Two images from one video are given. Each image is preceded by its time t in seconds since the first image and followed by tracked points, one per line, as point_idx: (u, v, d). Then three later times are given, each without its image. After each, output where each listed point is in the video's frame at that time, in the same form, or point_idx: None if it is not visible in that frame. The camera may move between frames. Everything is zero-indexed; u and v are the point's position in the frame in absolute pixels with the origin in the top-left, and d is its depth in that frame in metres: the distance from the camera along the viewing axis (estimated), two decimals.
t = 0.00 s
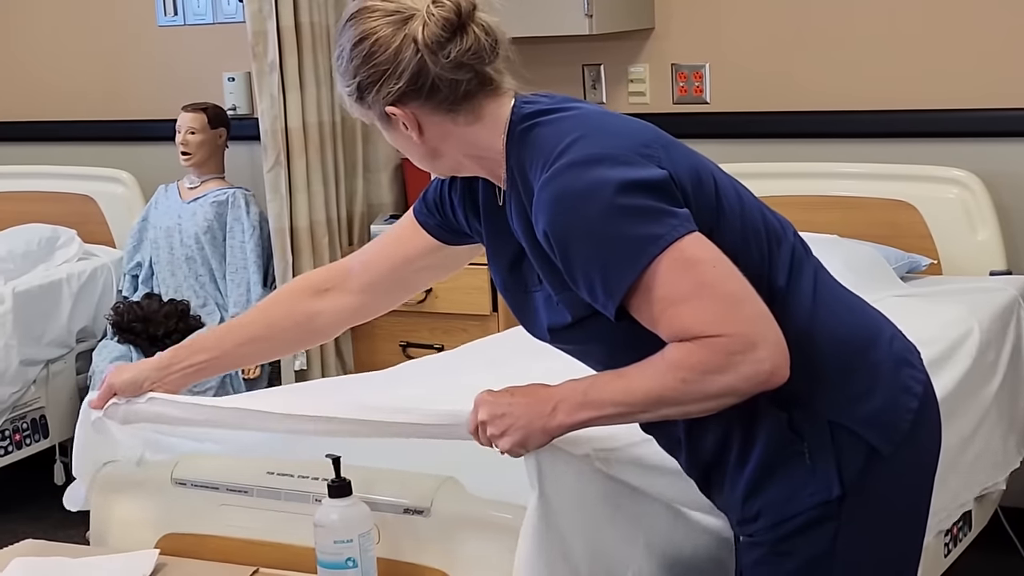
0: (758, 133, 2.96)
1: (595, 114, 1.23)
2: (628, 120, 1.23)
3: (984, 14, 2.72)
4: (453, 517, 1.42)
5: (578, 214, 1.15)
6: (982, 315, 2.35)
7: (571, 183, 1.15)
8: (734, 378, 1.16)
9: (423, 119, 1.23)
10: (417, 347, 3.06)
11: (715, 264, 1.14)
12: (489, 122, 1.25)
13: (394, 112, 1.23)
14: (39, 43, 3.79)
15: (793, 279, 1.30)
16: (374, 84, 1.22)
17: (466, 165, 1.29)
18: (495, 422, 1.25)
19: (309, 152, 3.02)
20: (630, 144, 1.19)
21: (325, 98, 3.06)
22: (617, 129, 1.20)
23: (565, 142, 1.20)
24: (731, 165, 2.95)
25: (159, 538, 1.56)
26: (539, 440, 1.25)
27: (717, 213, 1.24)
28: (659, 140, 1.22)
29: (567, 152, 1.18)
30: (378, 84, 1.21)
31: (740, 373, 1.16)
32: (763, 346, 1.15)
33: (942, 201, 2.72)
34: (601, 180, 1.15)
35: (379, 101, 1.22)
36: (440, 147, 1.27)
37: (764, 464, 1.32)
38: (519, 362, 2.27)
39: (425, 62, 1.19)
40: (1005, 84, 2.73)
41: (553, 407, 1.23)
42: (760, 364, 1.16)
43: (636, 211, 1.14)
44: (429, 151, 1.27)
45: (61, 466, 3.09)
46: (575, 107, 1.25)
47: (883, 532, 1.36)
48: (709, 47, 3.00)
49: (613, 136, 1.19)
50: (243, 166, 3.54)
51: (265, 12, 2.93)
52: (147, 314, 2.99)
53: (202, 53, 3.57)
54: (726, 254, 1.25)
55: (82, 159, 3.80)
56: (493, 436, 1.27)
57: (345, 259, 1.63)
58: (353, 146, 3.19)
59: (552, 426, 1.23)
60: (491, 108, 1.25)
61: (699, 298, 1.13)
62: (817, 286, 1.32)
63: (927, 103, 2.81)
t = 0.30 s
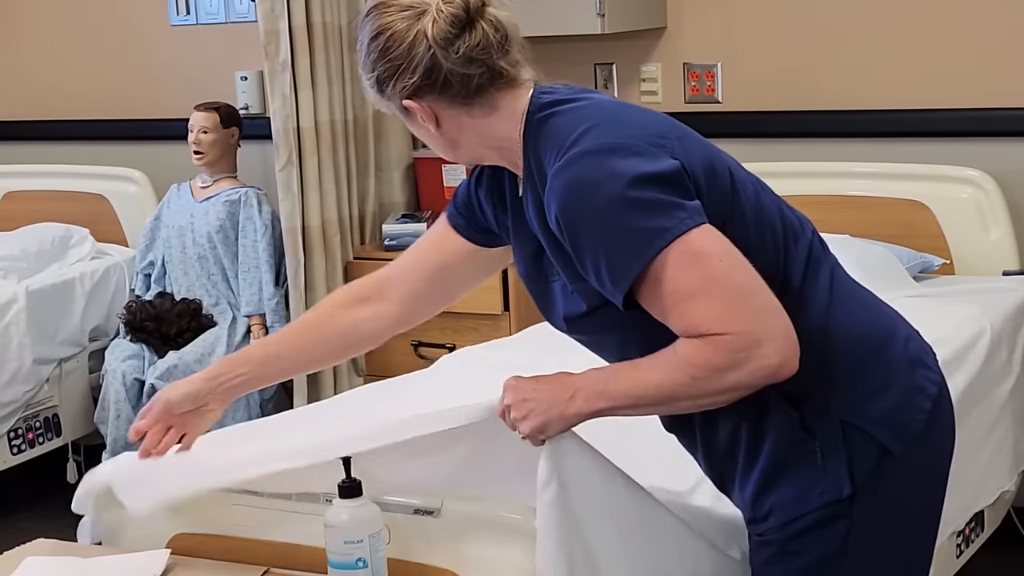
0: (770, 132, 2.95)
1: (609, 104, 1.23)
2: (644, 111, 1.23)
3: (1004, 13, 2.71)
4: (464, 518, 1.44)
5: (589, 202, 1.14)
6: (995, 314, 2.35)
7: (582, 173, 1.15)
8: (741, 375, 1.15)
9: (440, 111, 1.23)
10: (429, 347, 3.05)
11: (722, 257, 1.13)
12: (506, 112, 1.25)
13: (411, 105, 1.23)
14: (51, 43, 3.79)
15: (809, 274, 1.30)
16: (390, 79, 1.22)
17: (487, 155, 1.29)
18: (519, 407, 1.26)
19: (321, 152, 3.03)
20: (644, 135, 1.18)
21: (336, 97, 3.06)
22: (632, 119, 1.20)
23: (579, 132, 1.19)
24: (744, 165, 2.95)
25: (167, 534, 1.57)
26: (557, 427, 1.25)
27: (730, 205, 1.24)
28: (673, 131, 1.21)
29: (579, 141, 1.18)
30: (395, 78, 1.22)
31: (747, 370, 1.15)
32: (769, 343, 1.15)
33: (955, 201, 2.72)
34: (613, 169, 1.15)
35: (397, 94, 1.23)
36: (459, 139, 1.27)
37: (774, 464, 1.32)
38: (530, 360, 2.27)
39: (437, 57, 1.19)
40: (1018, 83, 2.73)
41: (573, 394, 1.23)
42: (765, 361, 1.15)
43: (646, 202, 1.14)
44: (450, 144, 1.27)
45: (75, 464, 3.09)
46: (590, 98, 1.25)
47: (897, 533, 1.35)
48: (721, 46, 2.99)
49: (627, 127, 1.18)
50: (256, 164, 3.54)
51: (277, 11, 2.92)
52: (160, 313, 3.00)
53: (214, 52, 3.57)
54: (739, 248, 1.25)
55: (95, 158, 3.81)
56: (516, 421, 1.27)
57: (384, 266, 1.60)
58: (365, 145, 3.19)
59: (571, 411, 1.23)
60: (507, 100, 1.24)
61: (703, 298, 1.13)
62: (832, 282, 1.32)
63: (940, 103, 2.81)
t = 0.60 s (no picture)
0: (777, 132, 2.95)
1: (634, 69, 1.12)
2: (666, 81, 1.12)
3: (1012, 13, 2.70)
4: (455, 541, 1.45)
5: (588, 181, 1.06)
6: (1003, 314, 2.34)
7: (575, 152, 1.07)
8: (720, 374, 1.07)
9: (483, 64, 1.16)
10: (436, 347, 3.06)
11: (708, 249, 1.04)
12: (548, 69, 1.16)
13: (454, 56, 1.16)
14: (60, 43, 3.80)
15: (828, 263, 1.17)
16: (435, 24, 1.16)
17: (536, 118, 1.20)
18: (528, 410, 1.23)
19: (328, 151, 3.03)
20: (654, 112, 1.08)
21: (343, 97, 3.06)
22: (645, 91, 1.09)
23: (590, 103, 1.10)
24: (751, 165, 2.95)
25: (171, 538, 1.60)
26: (564, 425, 1.20)
27: (749, 189, 1.11)
28: (692, 109, 1.10)
29: (587, 114, 1.09)
30: (439, 25, 1.16)
31: (723, 365, 1.06)
32: (745, 337, 1.05)
33: (962, 201, 2.71)
34: (612, 150, 1.06)
35: (440, 44, 1.17)
36: (505, 95, 1.19)
37: (766, 459, 1.21)
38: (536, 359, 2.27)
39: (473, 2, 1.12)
40: None
41: (579, 392, 1.19)
42: (741, 356, 1.06)
43: (639, 185, 1.05)
44: (497, 97, 1.20)
45: (82, 463, 3.09)
46: (620, 59, 1.14)
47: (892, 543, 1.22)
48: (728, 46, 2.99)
49: (635, 101, 1.08)
50: (264, 163, 3.55)
51: (285, 12, 2.91)
52: (167, 313, 3.00)
53: (221, 52, 3.57)
54: (752, 234, 1.12)
55: (104, 157, 3.81)
56: (525, 422, 1.23)
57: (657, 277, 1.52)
58: (372, 145, 3.19)
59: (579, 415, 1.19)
60: (548, 57, 1.16)
61: (674, 295, 1.05)
62: (854, 279, 1.19)
63: (948, 102, 2.80)
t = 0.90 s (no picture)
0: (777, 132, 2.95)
1: (719, 39, 1.13)
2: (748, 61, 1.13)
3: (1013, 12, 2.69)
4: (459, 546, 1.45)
5: (638, 133, 1.09)
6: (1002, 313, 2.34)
7: (633, 106, 1.10)
8: (738, 331, 1.05)
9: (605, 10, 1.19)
10: (437, 346, 3.06)
11: (736, 206, 1.05)
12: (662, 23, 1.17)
13: None
14: (61, 43, 3.80)
15: (871, 253, 1.13)
16: None
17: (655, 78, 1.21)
18: (600, 437, 1.15)
19: (328, 151, 3.02)
20: (714, 82, 1.10)
21: (343, 97, 3.06)
22: (715, 61, 1.11)
23: (664, 65, 1.12)
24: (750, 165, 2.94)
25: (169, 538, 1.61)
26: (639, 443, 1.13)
27: (799, 164, 1.11)
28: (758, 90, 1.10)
29: (658, 75, 1.12)
30: None
31: (743, 324, 1.05)
32: (760, 289, 1.04)
33: (963, 200, 2.70)
34: (661, 105, 1.08)
35: None
36: (625, 48, 1.20)
37: (785, 434, 1.19)
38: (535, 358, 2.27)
39: None
40: None
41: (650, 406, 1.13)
42: (759, 309, 1.05)
43: (676, 138, 1.07)
44: (621, 52, 1.21)
45: (82, 463, 3.09)
46: (715, 27, 1.14)
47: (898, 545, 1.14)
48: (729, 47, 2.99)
49: (699, 68, 1.10)
50: (264, 163, 3.55)
51: (285, 11, 2.91)
52: (167, 312, 3.01)
53: (222, 52, 3.57)
54: (798, 203, 1.12)
55: (105, 156, 3.81)
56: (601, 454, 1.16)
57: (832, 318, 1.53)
58: (373, 145, 3.19)
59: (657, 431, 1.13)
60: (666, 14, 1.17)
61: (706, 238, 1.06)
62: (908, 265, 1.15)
63: (948, 102, 2.79)
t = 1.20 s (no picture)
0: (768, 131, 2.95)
1: (812, 47, 1.27)
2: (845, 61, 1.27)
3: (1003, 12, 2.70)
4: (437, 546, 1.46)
5: (735, 137, 1.27)
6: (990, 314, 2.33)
7: (738, 109, 1.28)
8: (782, 361, 1.26)
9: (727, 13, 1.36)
10: (427, 346, 3.06)
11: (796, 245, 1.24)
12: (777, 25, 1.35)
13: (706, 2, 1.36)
14: (53, 42, 3.79)
15: (950, 235, 1.24)
16: None
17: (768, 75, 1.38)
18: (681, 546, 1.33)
19: (318, 150, 3.02)
20: (805, 86, 1.25)
21: (333, 96, 3.05)
22: (805, 65, 1.26)
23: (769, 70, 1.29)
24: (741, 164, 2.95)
25: (152, 539, 1.61)
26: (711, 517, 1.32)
27: (879, 161, 1.24)
28: (843, 92, 1.24)
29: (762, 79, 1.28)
30: None
31: (793, 347, 1.25)
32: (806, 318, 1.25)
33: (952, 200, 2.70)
34: (754, 111, 1.26)
35: None
36: (743, 47, 1.37)
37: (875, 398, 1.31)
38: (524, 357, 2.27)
39: None
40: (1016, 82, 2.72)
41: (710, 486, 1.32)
42: (805, 337, 1.25)
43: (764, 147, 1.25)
44: (737, 53, 1.39)
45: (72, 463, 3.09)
46: (817, 33, 1.29)
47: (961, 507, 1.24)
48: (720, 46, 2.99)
49: (791, 73, 1.26)
50: (255, 162, 3.55)
51: (275, 10, 2.92)
52: (157, 312, 3.00)
53: (214, 51, 3.57)
54: (876, 198, 1.25)
55: (96, 156, 3.81)
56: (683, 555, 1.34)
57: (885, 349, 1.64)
58: (363, 145, 3.18)
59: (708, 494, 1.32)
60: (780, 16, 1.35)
61: (761, 266, 1.26)
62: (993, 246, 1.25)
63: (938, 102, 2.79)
